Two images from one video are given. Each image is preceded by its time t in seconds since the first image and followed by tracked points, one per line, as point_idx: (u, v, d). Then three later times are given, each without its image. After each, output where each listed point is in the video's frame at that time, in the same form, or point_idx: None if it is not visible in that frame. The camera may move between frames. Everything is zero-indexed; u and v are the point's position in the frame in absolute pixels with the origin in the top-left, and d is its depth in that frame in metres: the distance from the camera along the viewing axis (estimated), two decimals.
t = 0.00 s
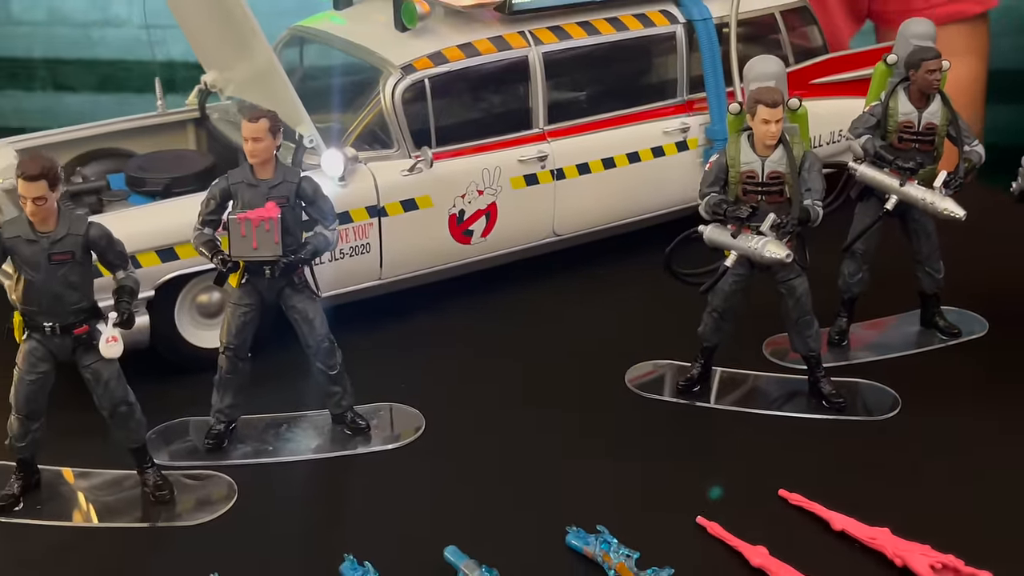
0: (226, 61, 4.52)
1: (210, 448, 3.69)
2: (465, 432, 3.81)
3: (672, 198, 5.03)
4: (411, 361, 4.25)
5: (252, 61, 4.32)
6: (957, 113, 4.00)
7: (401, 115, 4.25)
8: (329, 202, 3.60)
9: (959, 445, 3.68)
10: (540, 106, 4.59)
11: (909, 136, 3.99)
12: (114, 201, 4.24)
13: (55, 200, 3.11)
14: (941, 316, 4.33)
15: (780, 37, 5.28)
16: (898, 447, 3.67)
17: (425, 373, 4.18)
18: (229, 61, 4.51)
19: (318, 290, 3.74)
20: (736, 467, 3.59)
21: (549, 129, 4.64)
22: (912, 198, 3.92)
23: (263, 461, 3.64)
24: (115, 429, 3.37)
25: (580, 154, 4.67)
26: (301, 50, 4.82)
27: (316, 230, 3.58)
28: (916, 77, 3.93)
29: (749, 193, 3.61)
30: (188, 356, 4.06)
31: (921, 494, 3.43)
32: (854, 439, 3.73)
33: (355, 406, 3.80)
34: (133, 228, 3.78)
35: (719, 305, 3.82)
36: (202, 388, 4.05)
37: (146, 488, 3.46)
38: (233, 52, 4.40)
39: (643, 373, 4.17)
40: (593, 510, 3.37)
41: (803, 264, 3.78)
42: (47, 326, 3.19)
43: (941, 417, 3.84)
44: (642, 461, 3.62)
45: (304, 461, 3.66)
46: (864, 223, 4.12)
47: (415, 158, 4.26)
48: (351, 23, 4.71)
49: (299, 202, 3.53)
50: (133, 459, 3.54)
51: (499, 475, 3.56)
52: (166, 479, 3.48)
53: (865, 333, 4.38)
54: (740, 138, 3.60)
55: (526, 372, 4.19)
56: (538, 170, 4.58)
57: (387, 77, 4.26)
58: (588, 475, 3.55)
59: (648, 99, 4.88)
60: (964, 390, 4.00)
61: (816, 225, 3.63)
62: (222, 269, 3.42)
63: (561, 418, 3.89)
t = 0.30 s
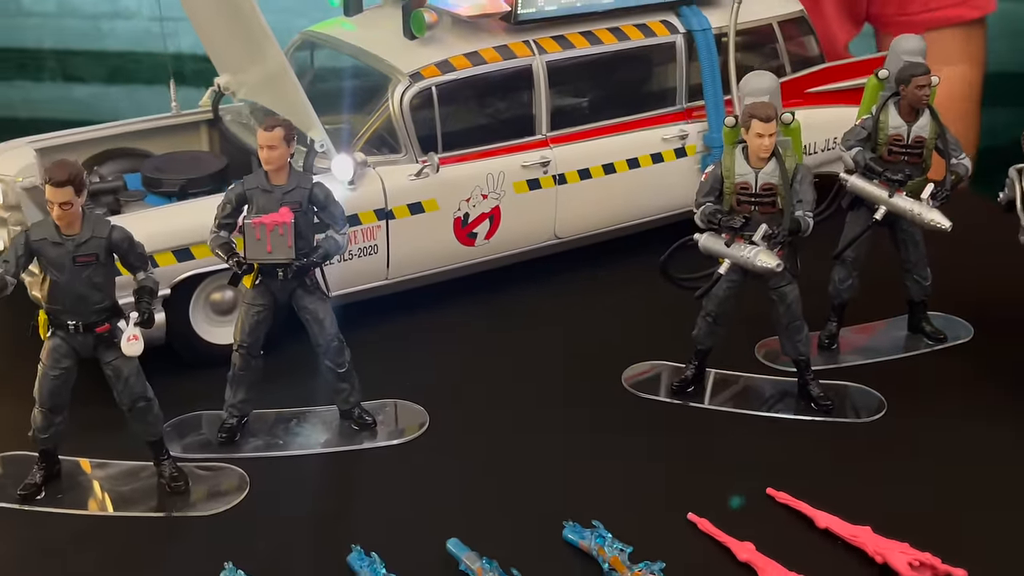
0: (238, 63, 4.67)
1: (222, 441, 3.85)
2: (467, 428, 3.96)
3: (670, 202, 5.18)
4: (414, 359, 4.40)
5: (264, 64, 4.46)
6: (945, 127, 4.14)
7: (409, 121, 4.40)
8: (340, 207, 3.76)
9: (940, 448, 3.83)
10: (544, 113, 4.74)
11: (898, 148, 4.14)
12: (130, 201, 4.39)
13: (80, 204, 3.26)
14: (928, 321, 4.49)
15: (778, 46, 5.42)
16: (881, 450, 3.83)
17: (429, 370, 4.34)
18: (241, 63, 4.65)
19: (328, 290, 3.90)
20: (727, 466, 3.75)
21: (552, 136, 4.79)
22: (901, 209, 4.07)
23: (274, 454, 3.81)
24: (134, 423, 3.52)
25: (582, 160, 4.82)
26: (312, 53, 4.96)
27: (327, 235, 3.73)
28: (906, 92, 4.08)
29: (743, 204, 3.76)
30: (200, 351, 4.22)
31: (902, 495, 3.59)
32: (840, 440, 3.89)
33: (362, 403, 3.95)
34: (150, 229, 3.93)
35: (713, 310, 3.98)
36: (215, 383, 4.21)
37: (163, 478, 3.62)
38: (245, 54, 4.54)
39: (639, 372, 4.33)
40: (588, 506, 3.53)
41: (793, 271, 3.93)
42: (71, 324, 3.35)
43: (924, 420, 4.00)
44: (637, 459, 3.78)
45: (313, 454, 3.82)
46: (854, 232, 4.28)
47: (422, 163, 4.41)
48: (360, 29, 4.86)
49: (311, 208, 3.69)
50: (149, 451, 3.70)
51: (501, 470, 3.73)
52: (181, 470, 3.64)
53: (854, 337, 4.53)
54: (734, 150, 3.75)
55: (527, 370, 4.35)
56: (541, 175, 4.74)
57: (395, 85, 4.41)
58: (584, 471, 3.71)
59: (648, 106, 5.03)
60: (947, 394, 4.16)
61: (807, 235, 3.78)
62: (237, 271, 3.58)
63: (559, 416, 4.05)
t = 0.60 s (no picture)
0: (246, 69, 4.83)
1: (228, 435, 4.03)
2: (462, 425, 4.14)
3: (662, 208, 5.35)
4: (413, 358, 4.59)
5: (270, 69, 4.62)
6: (926, 142, 4.32)
7: (410, 128, 4.57)
8: (343, 213, 3.94)
9: (913, 451, 4.01)
10: (540, 121, 4.91)
11: (880, 162, 4.31)
12: (141, 202, 4.58)
13: (96, 210, 3.43)
14: (907, 328, 4.66)
15: (769, 57, 5.57)
16: (857, 451, 4.01)
17: (426, 368, 4.52)
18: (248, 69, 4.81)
19: (331, 292, 4.08)
20: (710, 465, 3.93)
21: (549, 143, 4.96)
22: (881, 220, 4.24)
23: (278, 448, 3.99)
24: (144, 417, 3.70)
25: (577, 167, 5.00)
26: (317, 61, 5.12)
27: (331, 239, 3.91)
28: (888, 108, 4.25)
29: (729, 215, 3.94)
30: (208, 348, 4.40)
31: (874, 495, 3.77)
32: (818, 442, 4.07)
33: (362, 400, 4.13)
34: (162, 231, 4.11)
35: (699, 316, 4.16)
36: (221, 378, 4.39)
37: (171, 470, 3.80)
38: (253, 61, 4.70)
39: (629, 372, 4.51)
40: (575, 502, 3.71)
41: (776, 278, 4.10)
42: (86, 323, 3.53)
43: (899, 423, 4.18)
44: (623, 457, 3.96)
45: (315, 449, 4.00)
46: (837, 242, 4.45)
47: (423, 169, 4.59)
48: (364, 37, 5.02)
49: (316, 214, 3.87)
50: (159, 444, 3.88)
51: (495, 466, 3.91)
52: (189, 463, 3.82)
53: (837, 342, 4.71)
54: (721, 164, 3.92)
55: (522, 370, 4.53)
56: (537, 181, 4.91)
57: (398, 93, 4.58)
58: (573, 469, 3.89)
59: (642, 115, 5.19)
60: (923, 398, 4.34)
61: (789, 245, 3.95)
62: (245, 273, 3.76)
63: (551, 415, 4.23)
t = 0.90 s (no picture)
0: (252, 77, 5.00)
1: (232, 431, 4.24)
2: (454, 425, 4.35)
3: (652, 216, 5.55)
4: (409, 359, 4.79)
5: (274, 78, 4.79)
6: (902, 160, 4.51)
7: (409, 138, 4.77)
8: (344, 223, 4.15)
9: (883, 454, 4.22)
10: (535, 133, 5.10)
11: (857, 178, 4.51)
12: (152, 207, 4.79)
13: (110, 219, 3.64)
14: (883, 336, 4.87)
15: (758, 71, 5.74)
16: (829, 455, 4.22)
17: (422, 369, 4.73)
18: (254, 78, 4.98)
19: (331, 297, 4.28)
20: (689, 466, 4.14)
21: (543, 154, 5.15)
22: (858, 235, 4.44)
23: (279, 445, 4.20)
24: (153, 414, 3.91)
25: (570, 177, 5.20)
26: (320, 70, 5.30)
27: (331, 247, 4.11)
28: (865, 127, 4.45)
29: (710, 229, 4.14)
30: (213, 347, 4.61)
31: (843, 497, 3.98)
32: (793, 445, 4.28)
33: (359, 399, 4.34)
34: (170, 237, 4.32)
35: (682, 324, 4.36)
36: (226, 376, 4.60)
37: (177, 464, 4.01)
38: (258, 70, 4.87)
39: (616, 375, 4.72)
40: (560, 500, 3.92)
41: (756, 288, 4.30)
42: (99, 325, 3.73)
43: (871, 428, 4.38)
44: (607, 458, 4.17)
45: (314, 445, 4.21)
46: (816, 254, 4.65)
47: (421, 178, 4.79)
48: (366, 48, 5.22)
49: (318, 223, 4.07)
50: (166, 439, 4.09)
51: (485, 464, 4.12)
52: (194, 458, 4.03)
53: (815, 349, 4.91)
54: (703, 180, 4.12)
55: (514, 372, 4.73)
56: (531, 190, 5.11)
57: (398, 105, 4.78)
58: (559, 468, 4.10)
59: (634, 127, 5.39)
60: (895, 403, 4.54)
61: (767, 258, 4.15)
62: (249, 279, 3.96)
63: (539, 416, 4.43)
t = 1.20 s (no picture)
0: (249, 82, 5.17)
1: (225, 426, 4.42)
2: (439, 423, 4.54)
3: (637, 222, 5.73)
4: (397, 359, 4.98)
5: (271, 85, 4.97)
6: (874, 174, 4.69)
7: (401, 145, 4.94)
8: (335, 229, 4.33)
9: (848, 457, 4.40)
10: (523, 142, 5.28)
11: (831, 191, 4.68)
12: (151, 209, 5.00)
13: (110, 224, 3.82)
14: (855, 342, 5.04)
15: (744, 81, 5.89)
16: (797, 457, 4.40)
17: (409, 369, 4.91)
18: (251, 83, 5.15)
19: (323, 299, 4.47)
20: (663, 466, 4.32)
21: (531, 161, 5.33)
22: (830, 246, 4.61)
23: (270, 440, 4.38)
24: (149, 409, 4.10)
25: (556, 184, 5.38)
26: (317, 77, 5.48)
27: (323, 252, 4.29)
28: (839, 142, 4.62)
29: (686, 239, 4.32)
30: (209, 345, 4.79)
31: (808, 497, 4.16)
32: (763, 447, 4.46)
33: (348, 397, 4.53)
34: (168, 239, 4.50)
35: (659, 329, 4.54)
36: (221, 373, 4.79)
37: (172, 457, 4.19)
38: (255, 75, 5.04)
39: (596, 377, 4.90)
40: (537, 496, 4.10)
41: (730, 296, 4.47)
42: (99, 325, 3.92)
43: (839, 431, 4.56)
44: (584, 457, 4.36)
45: (304, 441, 4.40)
46: (790, 262, 4.82)
47: (412, 184, 4.97)
48: (362, 56, 5.40)
49: (310, 228, 4.26)
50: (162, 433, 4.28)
51: (467, 462, 4.30)
52: (189, 452, 4.21)
53: (790, 354, 5.09)
54: (680, 192, 4.29)
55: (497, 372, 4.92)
56: (518, 197, 5.29)
57: (390, 114, 4.95)
58: (537, 466, 4.29)
59: (620, 136, 5.56)
60: (863, 408, 4.72)
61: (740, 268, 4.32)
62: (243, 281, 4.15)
63: (521, 415, 4.62)
